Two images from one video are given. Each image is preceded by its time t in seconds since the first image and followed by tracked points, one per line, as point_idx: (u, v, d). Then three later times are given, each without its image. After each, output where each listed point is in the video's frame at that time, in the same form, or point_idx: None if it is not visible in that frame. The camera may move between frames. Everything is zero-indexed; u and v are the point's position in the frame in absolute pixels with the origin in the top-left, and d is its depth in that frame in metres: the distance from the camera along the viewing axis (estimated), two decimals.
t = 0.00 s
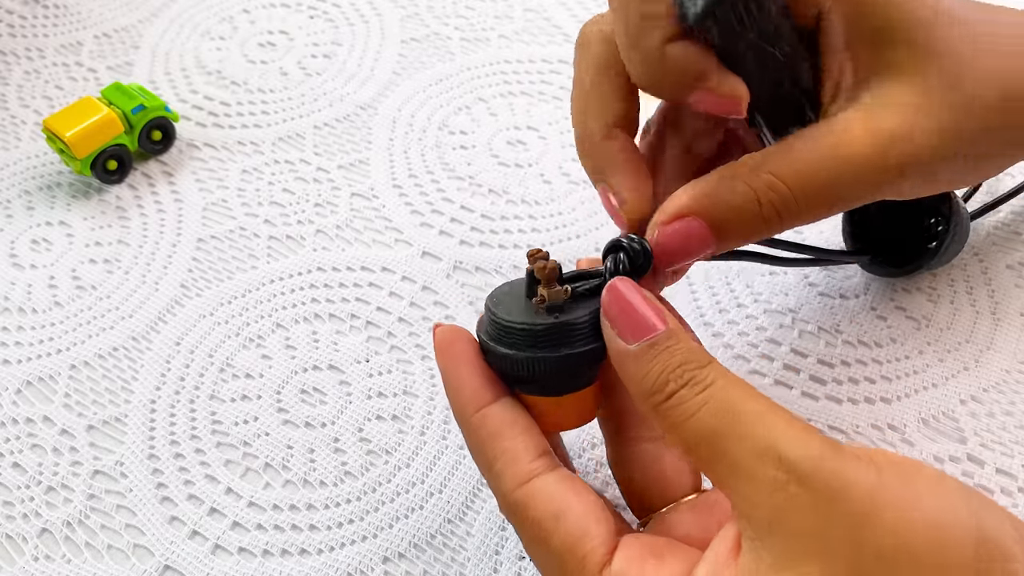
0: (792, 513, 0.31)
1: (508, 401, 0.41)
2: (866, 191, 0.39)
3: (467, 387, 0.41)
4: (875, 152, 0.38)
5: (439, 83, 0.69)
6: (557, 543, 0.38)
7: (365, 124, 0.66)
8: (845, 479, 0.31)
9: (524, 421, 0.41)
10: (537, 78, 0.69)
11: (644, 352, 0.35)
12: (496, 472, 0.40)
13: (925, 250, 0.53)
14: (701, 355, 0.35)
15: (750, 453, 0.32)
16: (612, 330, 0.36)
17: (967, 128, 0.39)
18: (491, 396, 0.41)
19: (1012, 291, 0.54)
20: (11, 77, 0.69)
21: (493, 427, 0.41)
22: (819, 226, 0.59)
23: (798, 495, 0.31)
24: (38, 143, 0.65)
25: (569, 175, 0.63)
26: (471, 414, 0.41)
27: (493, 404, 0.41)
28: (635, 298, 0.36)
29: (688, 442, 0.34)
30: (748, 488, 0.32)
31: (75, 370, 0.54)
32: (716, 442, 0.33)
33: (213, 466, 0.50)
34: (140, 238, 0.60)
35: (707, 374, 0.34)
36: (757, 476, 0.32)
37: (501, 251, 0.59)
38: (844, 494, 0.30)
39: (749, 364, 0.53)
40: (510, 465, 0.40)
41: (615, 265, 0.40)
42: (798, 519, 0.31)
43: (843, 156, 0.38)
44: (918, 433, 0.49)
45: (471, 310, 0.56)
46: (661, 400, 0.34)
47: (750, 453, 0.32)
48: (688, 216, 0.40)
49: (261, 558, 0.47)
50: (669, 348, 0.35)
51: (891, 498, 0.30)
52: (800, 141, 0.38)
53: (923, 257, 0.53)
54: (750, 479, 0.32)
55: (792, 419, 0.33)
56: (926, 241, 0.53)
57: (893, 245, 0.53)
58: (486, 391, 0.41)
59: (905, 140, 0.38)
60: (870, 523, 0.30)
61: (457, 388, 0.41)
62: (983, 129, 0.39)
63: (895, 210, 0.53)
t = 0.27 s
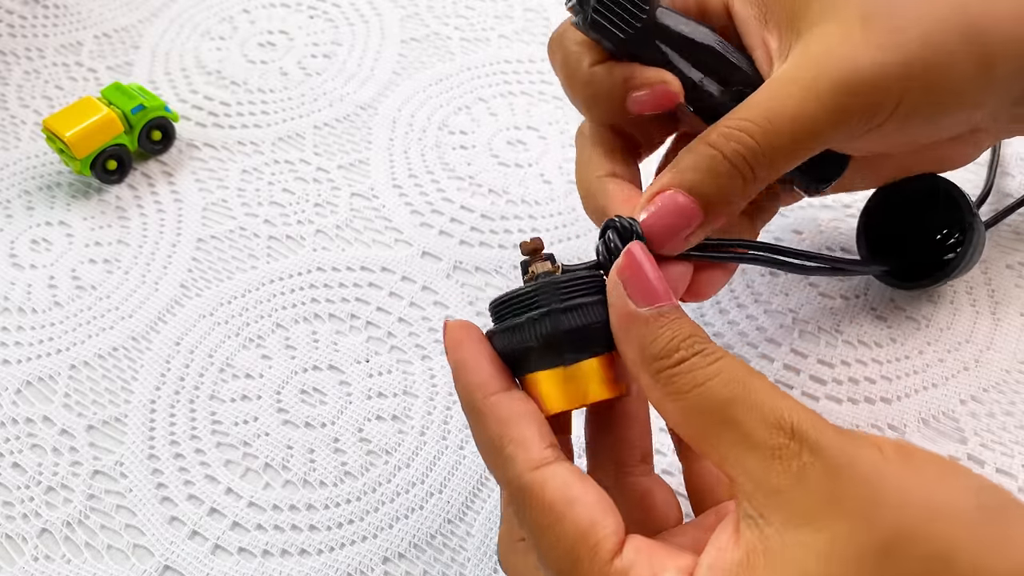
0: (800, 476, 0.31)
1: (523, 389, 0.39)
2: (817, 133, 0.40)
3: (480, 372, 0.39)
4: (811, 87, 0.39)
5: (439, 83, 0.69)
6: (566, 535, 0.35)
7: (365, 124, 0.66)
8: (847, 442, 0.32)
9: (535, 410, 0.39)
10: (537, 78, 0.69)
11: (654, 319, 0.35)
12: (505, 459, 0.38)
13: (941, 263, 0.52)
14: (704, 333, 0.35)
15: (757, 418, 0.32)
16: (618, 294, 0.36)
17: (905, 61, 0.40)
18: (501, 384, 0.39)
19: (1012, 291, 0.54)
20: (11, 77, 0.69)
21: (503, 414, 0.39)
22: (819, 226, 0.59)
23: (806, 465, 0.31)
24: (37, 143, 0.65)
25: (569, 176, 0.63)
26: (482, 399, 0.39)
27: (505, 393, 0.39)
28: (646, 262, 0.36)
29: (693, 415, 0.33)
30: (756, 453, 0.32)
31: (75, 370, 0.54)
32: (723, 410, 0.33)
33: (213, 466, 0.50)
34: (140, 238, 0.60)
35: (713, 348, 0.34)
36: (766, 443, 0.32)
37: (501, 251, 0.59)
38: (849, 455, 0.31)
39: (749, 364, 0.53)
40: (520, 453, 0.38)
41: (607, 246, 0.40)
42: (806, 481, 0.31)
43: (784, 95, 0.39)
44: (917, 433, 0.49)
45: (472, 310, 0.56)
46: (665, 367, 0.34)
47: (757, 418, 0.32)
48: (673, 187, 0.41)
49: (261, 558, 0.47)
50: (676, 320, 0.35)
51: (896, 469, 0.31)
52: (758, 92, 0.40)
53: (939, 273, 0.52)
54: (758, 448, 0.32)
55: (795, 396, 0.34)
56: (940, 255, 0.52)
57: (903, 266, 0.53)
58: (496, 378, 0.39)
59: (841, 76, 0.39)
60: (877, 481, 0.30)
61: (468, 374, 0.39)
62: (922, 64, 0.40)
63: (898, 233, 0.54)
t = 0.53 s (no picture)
0: (806, 460, 0.31)
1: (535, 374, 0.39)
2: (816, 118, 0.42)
3: (492, 360, 0.39)
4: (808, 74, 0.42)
5: (439, 83, 0.69)
6: (568, 527, 0.35)
7: (365, 124, 0.66)
8: (852, 429, 0.32)
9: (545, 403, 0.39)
10: (537, 78, 0.69)
11: (664, 297, 0.35)
12: (511, 448, 0.38)
13: (949, 265, 0.51)
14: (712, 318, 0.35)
15: (765, 402, 0.32)
16: (629, 271, 0.36)
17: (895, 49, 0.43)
18: (512, 374, 0.39)
19: (1012, 291, 0.54)
20: (11, 77, 0.69)
21: (514, 404, 0.39)
22: (819, 226, 0.59)
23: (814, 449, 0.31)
24: (37, 143, 0.65)
25: (569, 176, 0.63)
26: (493, 387, 0.39)
27: (515, 383, 0.39)
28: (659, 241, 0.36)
29: (699, 399, 0.33)
30: (764, 438, 0.32)
31: (75, 370, 0.54)
32: (731, 394, 0.33)
33: (213, 466, 0.50)
34: (140, 238, 0.60)
35: (721, 332, 0.35)
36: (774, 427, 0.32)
37: (501, 251, 0.59)
38: (855, 442, 0.31)
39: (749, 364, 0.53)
40: (526, 444, 0.38)
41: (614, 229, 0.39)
42: (813, 466, 0.31)
43: (779, 83, 0.42)
44: (917, 433, 0.49)
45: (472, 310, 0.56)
46: (675, 348, 0.34)
47: (765, 403, 0.32)
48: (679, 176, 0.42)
49: (261, 559, 0.47)
50: (685, 300, 0.35)
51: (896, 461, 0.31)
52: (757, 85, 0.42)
53: (947, 275, 0.51)
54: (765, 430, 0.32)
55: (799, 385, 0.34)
56: (946, 257, 0.52)
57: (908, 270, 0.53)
58: (508, 368, 0.39)
59: (836, 65, 0.42)
60: (882, 468, 0.31)
61: (481, 360, 0.39)
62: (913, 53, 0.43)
63: (905, 238, 0.54)
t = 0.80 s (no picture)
0: (809, 458, 0.31)
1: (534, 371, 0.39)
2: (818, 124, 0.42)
3: (492, 352, 0.39)
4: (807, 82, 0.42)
5: (438, 83, 0.69)
6: (574, 520, 0.35)
7: (365, 124, 0.66)
8: (857, 426, 0.32)
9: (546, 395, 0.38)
10: (537, 78, 0.69)
11: (663, 298, 0.35)
12: (513, 441, 0.38)
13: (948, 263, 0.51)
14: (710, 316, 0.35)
15: (766, 402, 0.32)
16: (628, 275, 0.36)
17: (892, 55, 0.43)
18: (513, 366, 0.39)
19: (1012, 291, 0.54)
20: (11, 77, 0.69)
21: (515, 396, 0.38)
22: (819, 226, 0.59)
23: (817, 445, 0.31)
24: (37, 143, 0.65)
25: (569, 176, 0.63)
26: (492, 380, 0.38)
27: (516, 375, 0.39)
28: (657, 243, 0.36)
29: (700, 399, 0.33)
30: (765, 435, 0.32)
31: (75, 370, 0.54)
32: (731, 394, 0.33)
33: (213, 466, 0.50)
34: (140, 238, 0.60)
35: (722, 330, 0.34)
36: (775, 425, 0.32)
37: (501, 251, 0.59)
38: (859, 440, 0.31)
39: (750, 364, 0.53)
40: (529, 436, 0.37)
41: (615, 231, 0.39)
42: (816, 465, 0.31)
43: (778, 90, 0.42)
44: (918, 433, 0.49)
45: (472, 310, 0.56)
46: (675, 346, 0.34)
47: (766, 402, 0.32)
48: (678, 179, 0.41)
49: (261, 559, 0.47)
50: (685, 301, 0.35)
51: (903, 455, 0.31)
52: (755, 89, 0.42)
53: (946, 272, 0.51)
54: (767, 428, 0.32)
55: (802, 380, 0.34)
56: (945, 255, 0.52)
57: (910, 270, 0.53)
58: (508, 360, 0.39)
59: (832, 72, 0.42)
60: (886, 466, 0.30)
61: (480, 353, 0.39)
62: (909, 58, 0.43)
63: (904, 237, 0.54)
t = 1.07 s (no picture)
0: (804, 461, 0.31)
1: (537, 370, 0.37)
2: (802, 150, 0.44)
3: (504, 342, 0.36)
4: (792, 112, 0.44)
5: (438, 83, 0.69)
6: (575, 525, 0.35)
7: (365, 124, 0.66)
8: (855, 429, 0.31)
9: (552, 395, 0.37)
10: (537, 78, 0.69)
11: (663, 325, 0.36)
12: (516, 440, 0.37)
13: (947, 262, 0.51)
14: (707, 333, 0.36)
15: (763, 409, 0.32)
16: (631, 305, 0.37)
17: (874, 83, 0.45)
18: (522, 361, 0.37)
19: (1011, 291, 0.54)
20: (11, 77, 0.69)
21: (523, 393, 0.36)
22: (819, 226, 0.59)
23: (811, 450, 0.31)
24: (37, 143, 0.65)
25: (569, 176, 0.63)
26: (499, 373, 0.36)
27: (524, 371, 0.37)
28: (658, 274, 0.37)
29: (699, 409, 0.34)
30: (760, 442, 0.32)
31: (75, 369, 0.54)
32: (729, 402, 0.33)
33: (213, 466, 0.50)
34: (140, 238, 0.60)
35: (719, 350, 0.35)
36: (769, 430, 0.32)
37: (501, 251, 0.59)
38: (856, 443, 0.31)
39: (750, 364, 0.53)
40: (533, 437, 0.36)
41: (612, 256, 0.40)
42: (813, 469, 0.31)
43: (760, 122, 0.43)
44: (918, 432, 0.49)
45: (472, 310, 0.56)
46: (674, 364, 0.35)
47: (764, 410, 0.32)
48: (660, 211, 0.44)
49: (261, 559, 0.46)
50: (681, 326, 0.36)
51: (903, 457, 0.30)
52: (738, 121, 0.44)
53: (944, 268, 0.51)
54: (762, 434, 0.32)
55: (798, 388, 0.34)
56: (943, 254, 0.51)
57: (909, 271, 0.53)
58: (518, 354, 0.37)
59: (815, 103, 0.44)
60: (885, 469, 0.30)
61: (487, 343, 0.36)
62: (890, 85, 0.45)
63: (901, 240, 0.54)
